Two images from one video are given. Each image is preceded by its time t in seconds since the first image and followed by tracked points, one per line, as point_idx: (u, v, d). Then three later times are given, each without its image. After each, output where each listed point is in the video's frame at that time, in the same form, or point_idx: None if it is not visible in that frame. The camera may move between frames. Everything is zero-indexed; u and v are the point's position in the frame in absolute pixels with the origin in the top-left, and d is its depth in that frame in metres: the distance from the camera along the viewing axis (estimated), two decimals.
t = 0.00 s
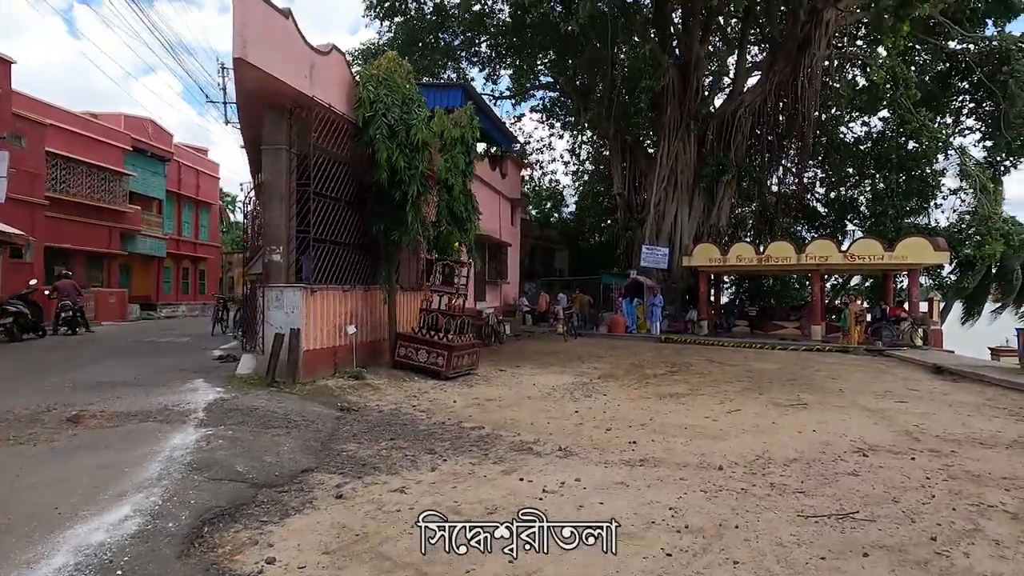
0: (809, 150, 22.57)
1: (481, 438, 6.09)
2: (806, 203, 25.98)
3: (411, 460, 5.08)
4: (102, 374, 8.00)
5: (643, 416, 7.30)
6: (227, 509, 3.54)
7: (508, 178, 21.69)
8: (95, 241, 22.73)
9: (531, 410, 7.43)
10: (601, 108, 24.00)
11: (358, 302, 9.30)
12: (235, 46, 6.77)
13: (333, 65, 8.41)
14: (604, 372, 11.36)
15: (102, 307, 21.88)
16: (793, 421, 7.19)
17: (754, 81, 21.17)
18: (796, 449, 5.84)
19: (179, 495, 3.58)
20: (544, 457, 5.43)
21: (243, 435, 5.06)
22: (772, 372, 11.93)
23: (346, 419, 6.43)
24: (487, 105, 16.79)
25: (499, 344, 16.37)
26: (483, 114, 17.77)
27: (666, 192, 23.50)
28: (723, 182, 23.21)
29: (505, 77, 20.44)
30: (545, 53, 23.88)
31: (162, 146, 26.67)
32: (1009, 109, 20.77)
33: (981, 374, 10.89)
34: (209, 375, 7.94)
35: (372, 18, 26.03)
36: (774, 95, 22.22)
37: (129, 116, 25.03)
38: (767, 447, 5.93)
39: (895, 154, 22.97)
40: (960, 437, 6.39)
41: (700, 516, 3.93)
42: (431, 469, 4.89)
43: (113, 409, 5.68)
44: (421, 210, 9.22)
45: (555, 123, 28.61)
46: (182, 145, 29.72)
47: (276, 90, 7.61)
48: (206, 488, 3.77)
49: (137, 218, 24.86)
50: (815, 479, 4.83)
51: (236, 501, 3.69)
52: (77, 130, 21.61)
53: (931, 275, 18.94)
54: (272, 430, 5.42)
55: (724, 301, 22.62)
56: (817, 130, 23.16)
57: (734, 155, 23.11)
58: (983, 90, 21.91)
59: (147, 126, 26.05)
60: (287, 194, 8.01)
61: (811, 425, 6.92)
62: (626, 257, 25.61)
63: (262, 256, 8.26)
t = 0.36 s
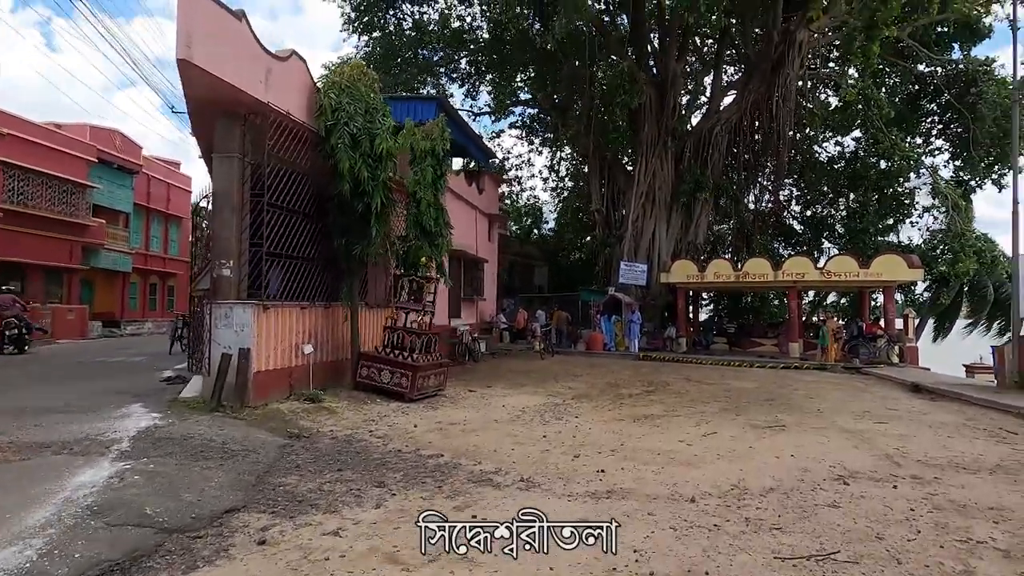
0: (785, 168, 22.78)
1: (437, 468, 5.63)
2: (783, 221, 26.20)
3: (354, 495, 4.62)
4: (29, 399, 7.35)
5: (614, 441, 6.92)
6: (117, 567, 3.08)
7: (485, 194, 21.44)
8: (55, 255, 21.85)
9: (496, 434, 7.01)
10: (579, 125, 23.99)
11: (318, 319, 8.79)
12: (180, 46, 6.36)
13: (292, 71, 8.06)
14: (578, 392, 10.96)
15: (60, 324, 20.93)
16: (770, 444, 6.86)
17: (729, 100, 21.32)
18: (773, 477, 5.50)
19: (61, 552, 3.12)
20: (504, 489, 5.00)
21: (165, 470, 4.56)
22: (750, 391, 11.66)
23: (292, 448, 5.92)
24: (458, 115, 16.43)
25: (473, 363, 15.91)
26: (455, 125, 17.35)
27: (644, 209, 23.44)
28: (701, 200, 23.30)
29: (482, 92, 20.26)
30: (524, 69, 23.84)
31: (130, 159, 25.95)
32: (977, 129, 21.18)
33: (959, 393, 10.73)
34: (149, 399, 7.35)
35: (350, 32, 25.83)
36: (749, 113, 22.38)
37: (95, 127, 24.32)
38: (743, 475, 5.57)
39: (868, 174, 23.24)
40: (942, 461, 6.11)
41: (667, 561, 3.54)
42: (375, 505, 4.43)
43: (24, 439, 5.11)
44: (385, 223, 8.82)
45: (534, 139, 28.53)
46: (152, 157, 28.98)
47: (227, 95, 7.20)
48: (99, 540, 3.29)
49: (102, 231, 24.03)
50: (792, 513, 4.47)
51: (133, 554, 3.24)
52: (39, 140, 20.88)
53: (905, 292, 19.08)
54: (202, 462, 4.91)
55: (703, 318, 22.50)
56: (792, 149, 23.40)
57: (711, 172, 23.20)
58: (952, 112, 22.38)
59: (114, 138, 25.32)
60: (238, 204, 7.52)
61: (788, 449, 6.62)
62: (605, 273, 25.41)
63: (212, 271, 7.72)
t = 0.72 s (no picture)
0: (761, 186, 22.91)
1: (384, 495, 5.19)
2: (760, 238, 26.29)
3: (284, 529, 4.17)
4: None
5: (581, 463, 6.54)
6: None
7: (462, 208, 21.17)
8: (12, 268, 21.00)
9: (456, 457, 6.58)
10: (558, 141, 24.01)
11: (271, 334, 8.30)
12: (117, 43, 5.98)
13: (246, 75, 7.71)
14: (549, 410, 10.57)
15: (15, 340, 20.00)
16: (743, 466, 6.54)
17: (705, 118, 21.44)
18: (746, 503, 5.16)
19: None
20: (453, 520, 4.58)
21: (66, 505, 4.08)
22: (727, 408, 11.39)
23: (227, 475, 5.43)
24: (428, 121, 16.07)
25: (444, 381, 15.45)
26: (426, 134, 16.94)
27: (621, 225, 23.33)
28: (678, 216, 23.30)
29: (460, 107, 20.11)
30: (503, 84, 23.80)
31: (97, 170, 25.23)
32: (946, 149, 21.55)
33: (935, 411, 10.56)
34: (78, 422, 6.78)
35: (328, 46, 25.63)
36: (725, 130, 22.49)
37: (60, 137, 23.63)
38: (712, 500, 5.23)
39: (843, 192, 23.42)
40: (919, 484, 5.85)
41: None
42: (305, 541, 3.98)
43: None
44: (345, 235, 8.42)
45: (514, 155, 28.45)
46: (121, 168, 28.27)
47: (171, 98, 6.81)
48: None
49: (64, 244, 23.19)
50: (762, 544, 4.13)
51: None
52: None
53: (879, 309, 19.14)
54: (114, 494, 4.42)
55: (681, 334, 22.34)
56: (768, 167, 23.59)
57: (688, 189, 23.26)
58: (920, 132, 22.75)
59: (80, 148, 24.63)
60: (182, 211, 7.07)
61: (761, 471, 6.30)
62: (583, 289, 25.18)
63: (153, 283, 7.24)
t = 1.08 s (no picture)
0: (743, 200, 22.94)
1: (335, 522, 4.79)
2: (742, 251, 26.33)
3: (214, 565, 3.77)
4: None
5: (552, 484, 6.20)
6: None
7: (442, 218, 20.88)
8: None
9: (420, 478, 6.21)
10: (540, 152, 23.92)
11: (231, 347, 7.89)
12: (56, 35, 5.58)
13: (205, 76, 7.36)
14: (525, 426, 10.21)
15: None
16: (722, 486, 6.25)
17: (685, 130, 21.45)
18: (723, 527, 4.87)
19: None
20: (406, 552, 4.20)
21: None
22: (707, 423, 11.14)
23: (164, 501, 4.99)
24: (400, 124, 15.72)
25: (420, 395, 15.00)
26: (399, 139, 16.57)
27: (603, 236, 23.18)
28: (660, 227, 23.24)
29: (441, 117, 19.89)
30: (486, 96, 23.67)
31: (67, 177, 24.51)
32: (923, 162, 21.79)
33: (916, 425, 10.41)
34: (9, 444, 6.26)
35: (309, 55, 25.35)
36: (706, 143, 22.53)
37: (28, 143, 22.93)
38: (687, 524, 4.92)
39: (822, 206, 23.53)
40: (903, 504, 5.60)
41: None
42: None
43: None
44: (310, 244, 8.03)
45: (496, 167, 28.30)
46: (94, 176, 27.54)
47: (121, 96, 6.43)
48: None
49: (28, 253, 22.38)
50: None
51: None
52: None
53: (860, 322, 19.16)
54: (25, 527, 3.98)
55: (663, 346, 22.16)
56: (748, 181, 23.68)
57: (670, 201, 23.25)
58: (897, 147, 23.06)
59: (49, 155, 23.92)
60: (131, 215, 6.64)
61: (739, 491, 6.02)
62: (565, 301, 24.93)
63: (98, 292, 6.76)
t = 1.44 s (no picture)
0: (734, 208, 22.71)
1: (285, 549, 4.36)
2: (733, 258, 26.13)
3: None
4: None
5: (529, 503, 5.79)
6: None
7: (429, 224, 20.49)
8: None
9: (387, 497, 5.78)
10: (529, 157, 23.63)
11: (191, 355, 7.42)
12: None
13: (166, 69, 6.97)
14: (508, 438, 9.80)
15: None
16: (710, 504, 5.86)
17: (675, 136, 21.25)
18: (709, 551, 4.48)
19: None
20: None
21: None
22: (697, 434, 10.76)
23: (97, 525, 4.54)
24: (379, 123, 15.34)
25: (402, 405, 14.55)
26: (380, 139, 16.17)
27: (593, 243, 22.86)
28: (651, 234, 22.98)
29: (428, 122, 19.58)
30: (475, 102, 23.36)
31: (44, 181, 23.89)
32: (914, 169, 21.69)
33: (911, 436, 10.08)
34: None
35: (296, 59, 24.98)
36: (697, 149, 22.29)
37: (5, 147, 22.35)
38: (670, 549, 4.52)
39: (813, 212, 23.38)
40: (902, 524, 5.23)
41: None
42: None
43: None
44: (279, 246, 7.66)
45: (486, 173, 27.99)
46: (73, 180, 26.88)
47: (70, 86, 6.01)
48: None
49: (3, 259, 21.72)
50: None
51: None
52: None
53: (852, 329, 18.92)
54: None
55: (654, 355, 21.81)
56: (739, 188, 23.49)
57: (660, 207, 23.03)
58: (887, 154, 22.97)
59: (27, 158, 23.33)
60: (80, 213, 6.19)
61: (728, 509, 5.65)
62: (554, 309, 24.57)
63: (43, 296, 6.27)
